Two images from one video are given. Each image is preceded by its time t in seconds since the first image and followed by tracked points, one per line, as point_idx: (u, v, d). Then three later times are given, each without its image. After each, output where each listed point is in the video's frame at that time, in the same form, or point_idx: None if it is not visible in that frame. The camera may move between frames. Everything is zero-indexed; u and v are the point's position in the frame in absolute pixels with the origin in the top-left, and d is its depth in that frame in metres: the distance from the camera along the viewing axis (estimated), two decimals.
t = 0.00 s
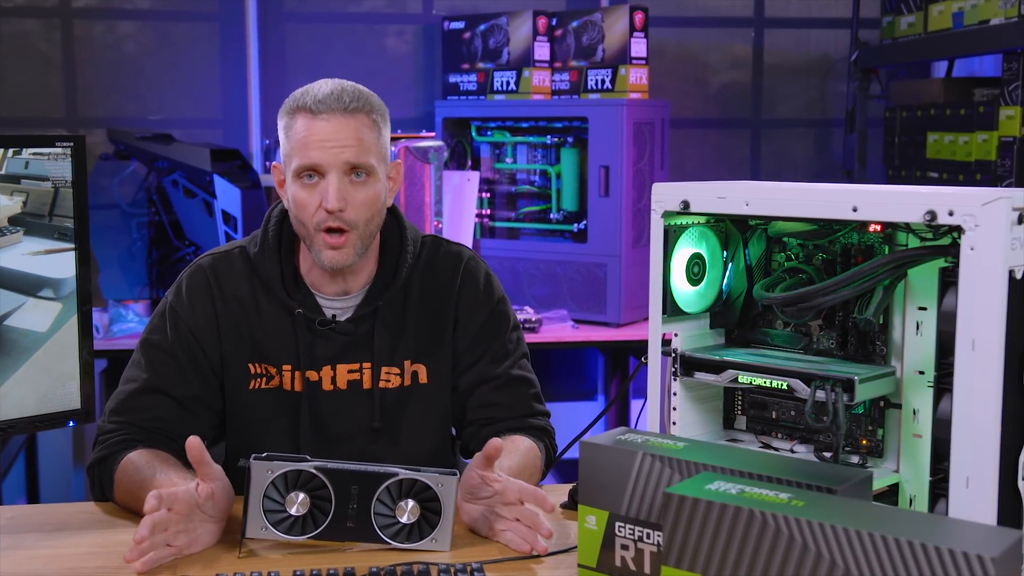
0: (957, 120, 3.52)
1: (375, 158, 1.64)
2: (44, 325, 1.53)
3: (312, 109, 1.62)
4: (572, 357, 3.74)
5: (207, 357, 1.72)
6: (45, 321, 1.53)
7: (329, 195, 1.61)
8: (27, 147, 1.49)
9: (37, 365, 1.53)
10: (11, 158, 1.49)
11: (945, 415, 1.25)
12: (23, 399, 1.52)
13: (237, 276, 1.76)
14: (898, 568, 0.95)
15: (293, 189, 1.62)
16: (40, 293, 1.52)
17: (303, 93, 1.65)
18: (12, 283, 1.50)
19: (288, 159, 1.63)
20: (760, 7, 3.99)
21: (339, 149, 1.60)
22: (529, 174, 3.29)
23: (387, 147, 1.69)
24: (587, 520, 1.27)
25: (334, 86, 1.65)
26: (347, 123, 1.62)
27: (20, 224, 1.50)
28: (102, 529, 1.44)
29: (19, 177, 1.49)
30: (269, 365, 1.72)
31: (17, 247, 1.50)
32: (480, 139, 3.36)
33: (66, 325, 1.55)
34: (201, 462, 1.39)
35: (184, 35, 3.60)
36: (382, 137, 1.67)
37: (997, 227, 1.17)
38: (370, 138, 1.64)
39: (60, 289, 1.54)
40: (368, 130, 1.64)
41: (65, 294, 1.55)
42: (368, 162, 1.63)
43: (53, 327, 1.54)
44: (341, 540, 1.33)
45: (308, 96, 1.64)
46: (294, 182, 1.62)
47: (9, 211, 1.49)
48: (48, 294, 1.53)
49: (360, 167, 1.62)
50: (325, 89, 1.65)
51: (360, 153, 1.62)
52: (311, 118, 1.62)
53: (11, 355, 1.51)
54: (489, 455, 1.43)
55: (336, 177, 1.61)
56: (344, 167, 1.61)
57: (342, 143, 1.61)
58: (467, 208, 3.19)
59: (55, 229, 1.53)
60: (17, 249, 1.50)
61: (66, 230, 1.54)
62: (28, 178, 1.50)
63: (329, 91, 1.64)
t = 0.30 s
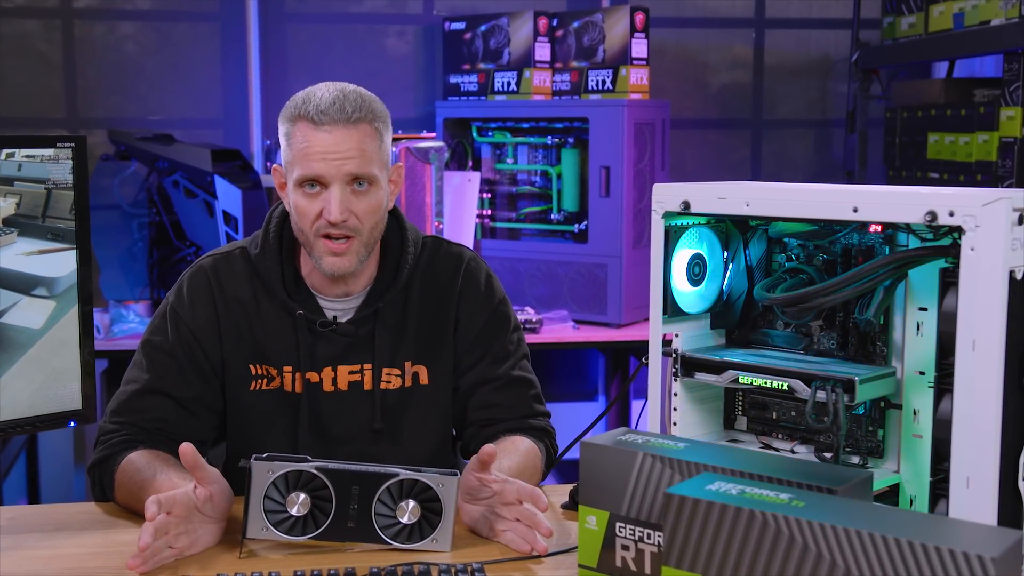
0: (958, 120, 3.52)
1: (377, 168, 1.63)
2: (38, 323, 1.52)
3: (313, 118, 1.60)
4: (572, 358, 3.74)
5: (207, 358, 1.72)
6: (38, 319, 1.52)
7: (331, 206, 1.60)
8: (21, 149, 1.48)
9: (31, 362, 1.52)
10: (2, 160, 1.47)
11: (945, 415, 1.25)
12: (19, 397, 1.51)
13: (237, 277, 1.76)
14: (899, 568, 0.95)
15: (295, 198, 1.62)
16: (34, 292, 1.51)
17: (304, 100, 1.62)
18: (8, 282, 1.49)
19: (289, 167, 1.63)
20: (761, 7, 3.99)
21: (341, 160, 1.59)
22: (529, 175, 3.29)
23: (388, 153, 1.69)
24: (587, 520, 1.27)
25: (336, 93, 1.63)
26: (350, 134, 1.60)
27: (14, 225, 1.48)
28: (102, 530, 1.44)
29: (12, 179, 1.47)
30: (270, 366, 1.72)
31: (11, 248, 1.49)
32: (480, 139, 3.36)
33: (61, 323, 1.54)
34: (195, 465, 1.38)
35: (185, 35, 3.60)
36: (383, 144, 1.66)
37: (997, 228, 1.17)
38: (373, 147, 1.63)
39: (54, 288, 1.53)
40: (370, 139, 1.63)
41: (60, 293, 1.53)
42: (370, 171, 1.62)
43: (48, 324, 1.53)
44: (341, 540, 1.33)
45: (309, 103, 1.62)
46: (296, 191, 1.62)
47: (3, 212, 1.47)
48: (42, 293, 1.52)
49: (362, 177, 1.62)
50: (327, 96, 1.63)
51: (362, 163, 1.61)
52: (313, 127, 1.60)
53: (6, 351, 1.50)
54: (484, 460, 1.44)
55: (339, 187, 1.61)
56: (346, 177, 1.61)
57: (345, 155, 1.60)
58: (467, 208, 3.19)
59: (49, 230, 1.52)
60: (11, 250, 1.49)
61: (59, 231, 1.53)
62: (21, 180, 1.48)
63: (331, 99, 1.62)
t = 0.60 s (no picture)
0: (958, 113, 3.51)
1: (379, 164, 1.63)
2: (31, 317, 1.48)
3: (316, 115, 1.60)
4: (572, 351, 3.74)
5: (207, 351, 1.73)
6: (31, 312, 1.48)
7: (333, 202, 1.60)
8: (13, 143, 1.44)
9: (23, 353, 1.48)
10: None
11: (944, 408, 1.25)
12: (14, 391, 1.48)
13: (237, 271, 1.76)
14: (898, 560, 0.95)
15: (298, 193, 1.62)
16: (27, 284, 1.46)
17: (307, 97, 1.62)
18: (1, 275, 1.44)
19: (292, 163, 1.62)
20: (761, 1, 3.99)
21: (345, 157, 1.59)
22: (529, 168, 3.29)
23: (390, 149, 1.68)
24: (587, 512, 1.27)
25: (339, 90, 1.63)
26: (353, 131, 1.60)
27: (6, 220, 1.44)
28: (101, 522, 1.44)
29: (4, 173, 1.44)
30: (269, 359, 1.73)
31: (3, 243, 1.43)
32: (480, 132, 3.36)
33: (53, 315, 1.51)
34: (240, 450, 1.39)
35: (186, 29, 3.60)
36: (386, 141, 1.66)
37: (995, 220, 1.17)
38: (376, 144, 1.62)
39: (47, 279, 1.49)
40: (373, 136, 1.62)
41: (52, 284, 1.50)
42: (373, 168, 1.62)
43: (40, 315, 1.49)
44: (340, 533, 1.33)
45: (313, 100, 1.61)
46: (298, 187, 1.62)
47: None
48: (35, 285, 1.48)
49: (366, 173, 1.61)
50: (330, 92, 1.63)
51: (366, 160, 1.60)
52: (316, 123, 1.60)
53: None
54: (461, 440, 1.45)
55: (342, 183, 1.60)
56: (350, 173, 1.60)
57: (348, 152, 1.59)
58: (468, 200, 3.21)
59: (40, 223, 1.48)
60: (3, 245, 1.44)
61: (51, 224, 1.49)
62: (12, 174, 1.45)
63: (334, 95, 1.62)
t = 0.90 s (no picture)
0: (958, 108, 3.51)
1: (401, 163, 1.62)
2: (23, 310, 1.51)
3: (341, 113, 1.59)
4: (572, 347, 3.73)
5: (208, 346, 1.73)
6: (23, 305, 1.51)
7: (358, 200, 1.59)
8: (4, 140, 1.47)
9: (16, 346, 1.50)
10: None
11: (944, 403, 1.25)
12: (10, 385, 1.51)
13: (237, 266, 1.76)
14: (899, 556, 0.95)
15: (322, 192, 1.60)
16: (19, 277, 1.49)
17: (329, 95, 1.61)
18: None
19: (315, 163, 1.61)
20: None
21: (370, 154, 1.58)
22: (529, 164, 3.29)
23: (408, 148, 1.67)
24: (587, 508, 1.27)
25: (361, 89, 1.62)
26: (377, 128, 1.59)
27: None
28: (102, 518, 1.44)
29: None
30: (269, 354, 1.73)
31: None
32: (480, 128, 3.36)
33: (47, 309, 1.53)
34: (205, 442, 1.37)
35: (185, 23, 3.59)
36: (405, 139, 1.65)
37: (996, 215, 1.17)
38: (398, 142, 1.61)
39: (40, 273, 1.52)
40: (396, 135, 1.62)
41: (46, 277, 1.52)
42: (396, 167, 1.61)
43: (34, 308, 1.52)
44: (341, 529, 1.33)
45: (336, 99, 1.61)
46: (320, 185, 1.60)
47: None
48: (27, 278, 1.51)
49: (389, 172, 1.60)
50: (352, 91, 1.62)
51: (389, 158, 1.59)
52: (341, 122, 1.59)
53: None
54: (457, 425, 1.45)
55: (367, 181, 1.59)
56: (375, 172, 1.59)
57: (369, 149, 1.58)
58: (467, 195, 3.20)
59: (32, 219, 1.50)
60: None
61: (43, 220, 1.51)
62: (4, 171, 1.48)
63: (357, 94, 1.61)
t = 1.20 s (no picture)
0: (961, 108, 3.51)
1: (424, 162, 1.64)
2: (21, 308, 1.51)
3: (373, 113, 1.59)
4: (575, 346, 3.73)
5: (215, 338, 1.72)
6: (21, 302, 1.51)
7: (386, 199, 1.61)
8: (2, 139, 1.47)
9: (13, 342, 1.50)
10: None
11: (949, 403, 1.25)
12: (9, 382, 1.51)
13: (243, 257, 1.76)
14: (903, 556, 0.95)
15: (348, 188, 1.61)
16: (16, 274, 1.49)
17: (359, 94, 1.61)
18: None
19: (342, 159, 1.61)
20: None
21: (401, 155, 1.59)
22: (532, 163, 3.29)
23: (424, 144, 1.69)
24: (591, 508, 1.27)
25: (388, 88, 1.63)
26: (407, 129, 1.60)
27: None
28: (106, 516, 1.44)
29: None
30: (274, 343, 1.73)
31: None
32: (483, 126, 3.35)
33: (44, 307, 1.52)
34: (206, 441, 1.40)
35: (187, 21, 3.58)
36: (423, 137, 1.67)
37: (1001, 214, 1.17)
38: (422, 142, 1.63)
39: (37, 270, 1.51)
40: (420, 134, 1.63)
41: (43, 275, 1.51)
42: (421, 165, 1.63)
43: (32, 305, 1.51)
44: (344, 528, 1.33)
45: (366, 98, 1.61)
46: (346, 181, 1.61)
47: None
48: (25, 275, 1.50)
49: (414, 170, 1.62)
50: (380, 90, 1.62)
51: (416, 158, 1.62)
52: (373, 122, 1.59)
53: None
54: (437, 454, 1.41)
55: (394, 181, 1.61)
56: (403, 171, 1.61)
57: (392, 146, 1.58)
58: (470, 194, 3.18)
59: (29, 218, 1.50)
60: None
61: (41, 218, 1.51)
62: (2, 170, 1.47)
63: (385, 93, 1.61)
